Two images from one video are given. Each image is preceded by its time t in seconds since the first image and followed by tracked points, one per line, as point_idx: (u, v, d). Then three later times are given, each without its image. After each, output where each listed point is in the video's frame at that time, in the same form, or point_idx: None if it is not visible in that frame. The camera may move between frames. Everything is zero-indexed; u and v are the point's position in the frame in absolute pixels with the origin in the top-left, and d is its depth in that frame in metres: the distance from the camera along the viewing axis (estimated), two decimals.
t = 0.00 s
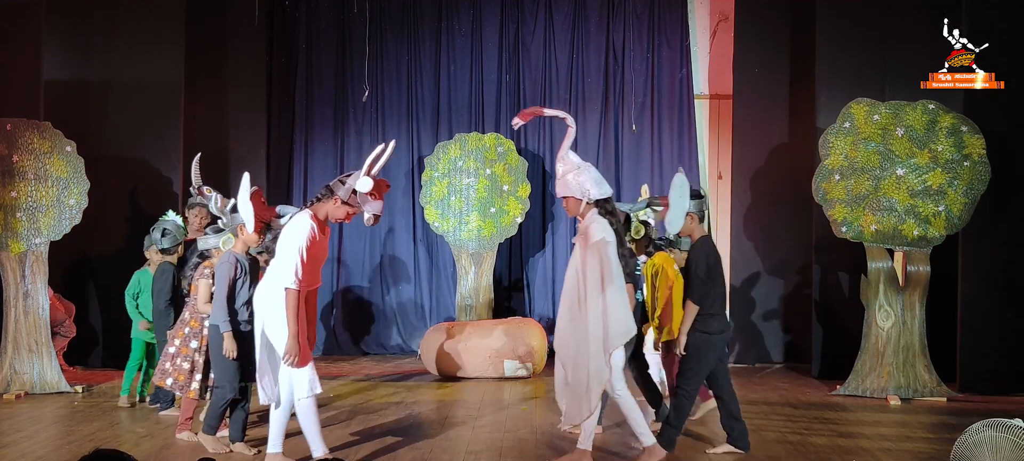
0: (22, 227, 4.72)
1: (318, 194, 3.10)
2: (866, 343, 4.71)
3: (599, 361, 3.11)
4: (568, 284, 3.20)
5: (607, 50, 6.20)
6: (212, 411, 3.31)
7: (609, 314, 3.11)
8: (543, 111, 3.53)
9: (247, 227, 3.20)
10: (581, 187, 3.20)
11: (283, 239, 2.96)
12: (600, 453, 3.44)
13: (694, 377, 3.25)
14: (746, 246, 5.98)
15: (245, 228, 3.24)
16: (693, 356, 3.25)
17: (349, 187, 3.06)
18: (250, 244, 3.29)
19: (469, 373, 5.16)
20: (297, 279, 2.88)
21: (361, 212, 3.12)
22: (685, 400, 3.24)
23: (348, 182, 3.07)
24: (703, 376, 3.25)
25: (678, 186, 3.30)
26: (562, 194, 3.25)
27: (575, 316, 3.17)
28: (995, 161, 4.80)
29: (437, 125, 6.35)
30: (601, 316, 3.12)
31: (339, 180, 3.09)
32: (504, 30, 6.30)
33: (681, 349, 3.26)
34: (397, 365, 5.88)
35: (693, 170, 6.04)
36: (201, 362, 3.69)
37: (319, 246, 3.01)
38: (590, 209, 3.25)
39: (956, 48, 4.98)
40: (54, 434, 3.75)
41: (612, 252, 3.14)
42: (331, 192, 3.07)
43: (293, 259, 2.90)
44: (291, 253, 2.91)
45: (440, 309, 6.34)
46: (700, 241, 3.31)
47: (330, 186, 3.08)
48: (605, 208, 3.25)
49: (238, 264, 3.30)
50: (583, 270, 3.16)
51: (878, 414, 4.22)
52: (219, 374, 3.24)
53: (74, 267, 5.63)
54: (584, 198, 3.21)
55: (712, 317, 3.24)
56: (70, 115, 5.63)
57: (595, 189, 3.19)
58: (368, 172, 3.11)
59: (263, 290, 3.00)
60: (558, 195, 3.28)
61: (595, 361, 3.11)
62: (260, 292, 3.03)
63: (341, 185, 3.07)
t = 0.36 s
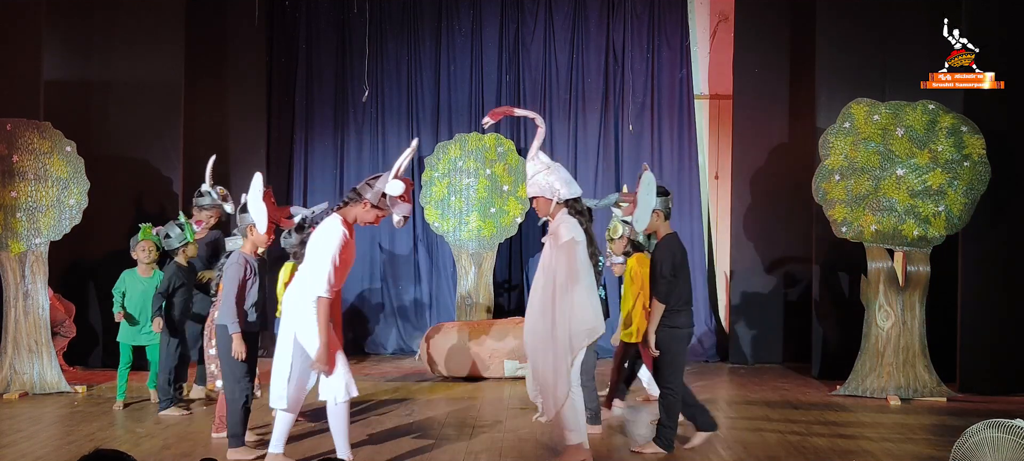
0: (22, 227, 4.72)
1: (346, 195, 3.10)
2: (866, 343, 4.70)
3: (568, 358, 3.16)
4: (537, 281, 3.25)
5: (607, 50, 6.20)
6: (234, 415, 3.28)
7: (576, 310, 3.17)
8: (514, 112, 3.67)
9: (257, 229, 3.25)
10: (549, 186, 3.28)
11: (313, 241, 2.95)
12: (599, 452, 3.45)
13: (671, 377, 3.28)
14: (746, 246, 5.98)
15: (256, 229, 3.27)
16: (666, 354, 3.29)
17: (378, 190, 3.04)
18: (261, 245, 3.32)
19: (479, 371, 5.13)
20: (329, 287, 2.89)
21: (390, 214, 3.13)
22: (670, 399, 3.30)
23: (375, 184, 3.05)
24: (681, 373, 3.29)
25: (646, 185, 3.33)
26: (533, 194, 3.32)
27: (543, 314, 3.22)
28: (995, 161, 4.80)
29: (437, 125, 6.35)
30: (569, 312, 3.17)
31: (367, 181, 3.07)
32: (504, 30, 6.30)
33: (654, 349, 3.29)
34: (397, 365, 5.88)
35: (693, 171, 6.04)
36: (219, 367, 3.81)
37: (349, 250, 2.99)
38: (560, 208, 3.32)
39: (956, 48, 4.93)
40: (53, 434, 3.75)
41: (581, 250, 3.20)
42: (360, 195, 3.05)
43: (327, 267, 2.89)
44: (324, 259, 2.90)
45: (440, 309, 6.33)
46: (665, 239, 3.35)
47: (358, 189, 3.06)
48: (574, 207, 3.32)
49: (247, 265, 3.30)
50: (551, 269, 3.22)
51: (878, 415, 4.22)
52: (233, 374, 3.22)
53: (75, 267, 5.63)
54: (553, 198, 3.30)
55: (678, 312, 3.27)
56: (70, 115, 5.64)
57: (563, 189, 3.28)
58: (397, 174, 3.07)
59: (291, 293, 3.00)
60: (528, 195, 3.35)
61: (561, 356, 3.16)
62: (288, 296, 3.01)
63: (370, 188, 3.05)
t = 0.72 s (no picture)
0: (22, 227, 4.72)
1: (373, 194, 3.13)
2: (866, 343, 4.71)
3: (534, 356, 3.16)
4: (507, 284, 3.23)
5: (607, 50, 6.20)
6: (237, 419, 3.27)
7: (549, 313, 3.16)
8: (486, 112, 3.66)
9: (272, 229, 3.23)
10: (519, 188, 3.27)
11: (346, 236, 2.96)
12: (601, 452, 3.47)
13: (649, 375, 3.35)
14: (746, 246, 5.97)
15: (269, 230, 3.27)
16: (642, 354, 3.35)
17: (406, 186, 3.10)
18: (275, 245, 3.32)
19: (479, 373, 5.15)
20: (374, 283, 2.89)
21: (417, 211, 3.16)
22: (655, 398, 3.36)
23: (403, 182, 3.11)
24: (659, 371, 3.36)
25: (609, 187, 3.41)
26: (503, 194, 3.32)
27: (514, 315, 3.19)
28: (995, 161, 4.80)
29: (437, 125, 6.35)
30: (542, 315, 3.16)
31: (394, 180, 3.13)
32: (504, 30, 6.30)
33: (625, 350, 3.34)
34: (397, 365, 5.88)
35: (692, 171, 6.05)
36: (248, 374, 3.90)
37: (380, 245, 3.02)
38: (530, 210, 3.30)
39: (956, 48, 4.95)
40: (53, 434, 3.75)
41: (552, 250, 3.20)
42: (388, 192, 3.10)
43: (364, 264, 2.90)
44: (359, 254, 2.91)
45: (440, 309, 6.34)
46: (629, 242, 3.43)
47: (385, 187, 3.12)
48: (544, 208, 3.31)
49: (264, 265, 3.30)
50: (520, 270, 3.20)
51: (878, 415, 4.23)
52: (245, 375, 3.25)
53: (75, 267, 5.64)
54: (524, 200, 3.29)
55: (649, 312, 3.36)
56: (70, 115, 5.63)
57: (531, 189, 3.26)
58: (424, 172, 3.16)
59: (322, 288, 3.02)
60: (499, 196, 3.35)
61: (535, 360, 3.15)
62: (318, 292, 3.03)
63: (397, 185, 3.10)
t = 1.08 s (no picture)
0: (22, 227, 4.72)
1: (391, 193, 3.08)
2: (866, 343, 4.71)
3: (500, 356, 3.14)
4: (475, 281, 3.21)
5: (607, 50, 6.20)
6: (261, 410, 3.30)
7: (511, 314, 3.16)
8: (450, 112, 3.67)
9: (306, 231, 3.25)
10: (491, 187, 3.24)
11: (364, 235, 2.95)
12: (601, 451, 3.48)
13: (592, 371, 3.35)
14: (745, 246, 5.97)
15: (303, 230, 3.28)
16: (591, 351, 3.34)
17: (426, 185, 3.07)
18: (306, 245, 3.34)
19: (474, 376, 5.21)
20: (385, 283, 2.87)
21: (435, 209, 3.14)
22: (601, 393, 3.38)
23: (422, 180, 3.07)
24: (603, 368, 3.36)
25: (571, 184, 3.42)
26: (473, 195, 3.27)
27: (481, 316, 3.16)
28: (995, 161, 4.80)
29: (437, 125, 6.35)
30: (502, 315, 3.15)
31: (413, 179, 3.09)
32: (504, 30, 6.30)
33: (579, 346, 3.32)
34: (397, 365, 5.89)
35: (692, 171, 6.05)
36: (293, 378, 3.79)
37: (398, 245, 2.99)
38: (499, 212, 3.25)
39: (956, 48, 4.95)
40: (53, 434, 3.75)
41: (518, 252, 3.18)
42: (407, 190, 3.05)
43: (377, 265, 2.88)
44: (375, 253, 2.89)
45: (440, 309, 6.33)
46: (594, 240, 3.39)
47: (404, 185, 3.06)
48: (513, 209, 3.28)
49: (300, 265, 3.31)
50: (488, 271, 3.18)
51: (878, 415, 4.23)
52: (268, 373, 3.24)
53: (75, 267, 5.64)
54: (492, 200, 3.25)
55: (609, 311, 3.37)
56: (70, 115, 5.63)
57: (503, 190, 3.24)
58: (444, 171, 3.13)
59: (342, 287, 2.99)
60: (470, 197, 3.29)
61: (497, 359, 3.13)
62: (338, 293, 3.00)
63: (417, 183, 3.06)
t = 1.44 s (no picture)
0: (22, 227, 4.72)
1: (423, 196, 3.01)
2: (866, 343, 4.71)
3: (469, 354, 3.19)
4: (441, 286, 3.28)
5: (607, 50, 6.20)
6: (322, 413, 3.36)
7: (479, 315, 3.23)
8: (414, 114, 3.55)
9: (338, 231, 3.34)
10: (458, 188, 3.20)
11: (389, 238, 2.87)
12: (601, 451, 3.48)
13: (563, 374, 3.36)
14: (745, 246, 5.97)
15: (334, 230, 3.38)
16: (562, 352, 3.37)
17: (456, 189, 2.97)
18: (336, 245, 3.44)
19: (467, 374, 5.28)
20: (403, 285, 2.82)
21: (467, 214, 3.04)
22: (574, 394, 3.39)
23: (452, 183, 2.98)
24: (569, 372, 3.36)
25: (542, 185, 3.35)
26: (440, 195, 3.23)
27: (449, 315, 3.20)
28: (995, 161, 4.80)
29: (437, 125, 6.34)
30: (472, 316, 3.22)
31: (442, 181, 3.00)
32: (504, 30, 6.30)
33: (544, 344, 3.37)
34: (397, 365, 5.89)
35: (692, 171, 6.05)
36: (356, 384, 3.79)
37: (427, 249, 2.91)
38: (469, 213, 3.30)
39: (956, 48, 4.95)
40: (54, 434, 3.75)
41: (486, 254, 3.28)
42: (437, 194, 2.97)
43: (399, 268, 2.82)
44: (397, 256, 2.83)
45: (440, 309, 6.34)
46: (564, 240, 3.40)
47: (435, 189, 2.98)
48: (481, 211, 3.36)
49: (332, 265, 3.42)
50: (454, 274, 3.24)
51: (878, 415, 4.23)
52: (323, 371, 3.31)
53: (75, 267, 5.64)
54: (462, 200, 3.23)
55: (575, 313, 3.36)
56: (70, 115, 5.63)
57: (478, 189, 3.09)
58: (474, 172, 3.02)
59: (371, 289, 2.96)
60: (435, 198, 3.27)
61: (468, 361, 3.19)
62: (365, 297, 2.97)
63: (447, 187, 2.97)
